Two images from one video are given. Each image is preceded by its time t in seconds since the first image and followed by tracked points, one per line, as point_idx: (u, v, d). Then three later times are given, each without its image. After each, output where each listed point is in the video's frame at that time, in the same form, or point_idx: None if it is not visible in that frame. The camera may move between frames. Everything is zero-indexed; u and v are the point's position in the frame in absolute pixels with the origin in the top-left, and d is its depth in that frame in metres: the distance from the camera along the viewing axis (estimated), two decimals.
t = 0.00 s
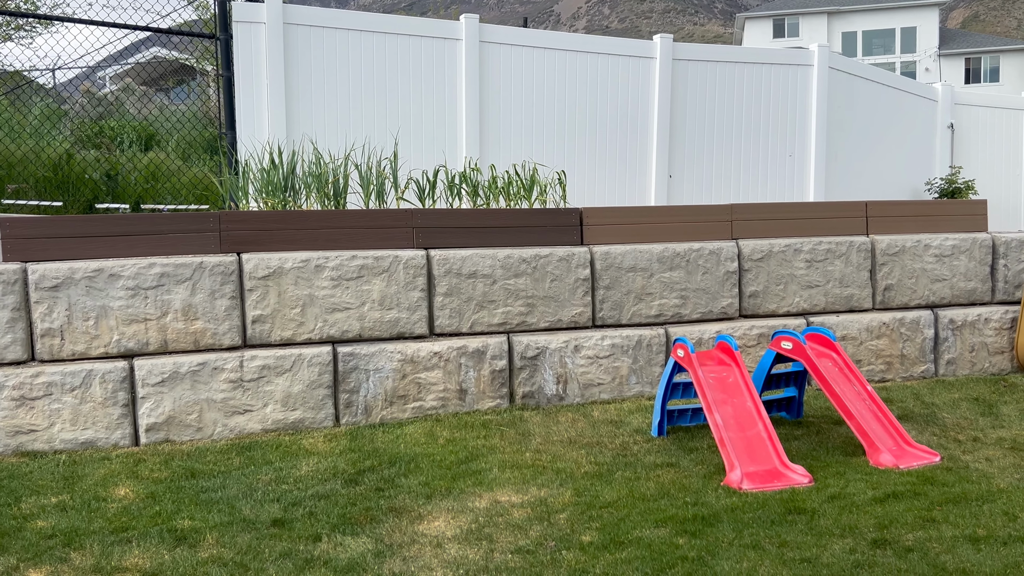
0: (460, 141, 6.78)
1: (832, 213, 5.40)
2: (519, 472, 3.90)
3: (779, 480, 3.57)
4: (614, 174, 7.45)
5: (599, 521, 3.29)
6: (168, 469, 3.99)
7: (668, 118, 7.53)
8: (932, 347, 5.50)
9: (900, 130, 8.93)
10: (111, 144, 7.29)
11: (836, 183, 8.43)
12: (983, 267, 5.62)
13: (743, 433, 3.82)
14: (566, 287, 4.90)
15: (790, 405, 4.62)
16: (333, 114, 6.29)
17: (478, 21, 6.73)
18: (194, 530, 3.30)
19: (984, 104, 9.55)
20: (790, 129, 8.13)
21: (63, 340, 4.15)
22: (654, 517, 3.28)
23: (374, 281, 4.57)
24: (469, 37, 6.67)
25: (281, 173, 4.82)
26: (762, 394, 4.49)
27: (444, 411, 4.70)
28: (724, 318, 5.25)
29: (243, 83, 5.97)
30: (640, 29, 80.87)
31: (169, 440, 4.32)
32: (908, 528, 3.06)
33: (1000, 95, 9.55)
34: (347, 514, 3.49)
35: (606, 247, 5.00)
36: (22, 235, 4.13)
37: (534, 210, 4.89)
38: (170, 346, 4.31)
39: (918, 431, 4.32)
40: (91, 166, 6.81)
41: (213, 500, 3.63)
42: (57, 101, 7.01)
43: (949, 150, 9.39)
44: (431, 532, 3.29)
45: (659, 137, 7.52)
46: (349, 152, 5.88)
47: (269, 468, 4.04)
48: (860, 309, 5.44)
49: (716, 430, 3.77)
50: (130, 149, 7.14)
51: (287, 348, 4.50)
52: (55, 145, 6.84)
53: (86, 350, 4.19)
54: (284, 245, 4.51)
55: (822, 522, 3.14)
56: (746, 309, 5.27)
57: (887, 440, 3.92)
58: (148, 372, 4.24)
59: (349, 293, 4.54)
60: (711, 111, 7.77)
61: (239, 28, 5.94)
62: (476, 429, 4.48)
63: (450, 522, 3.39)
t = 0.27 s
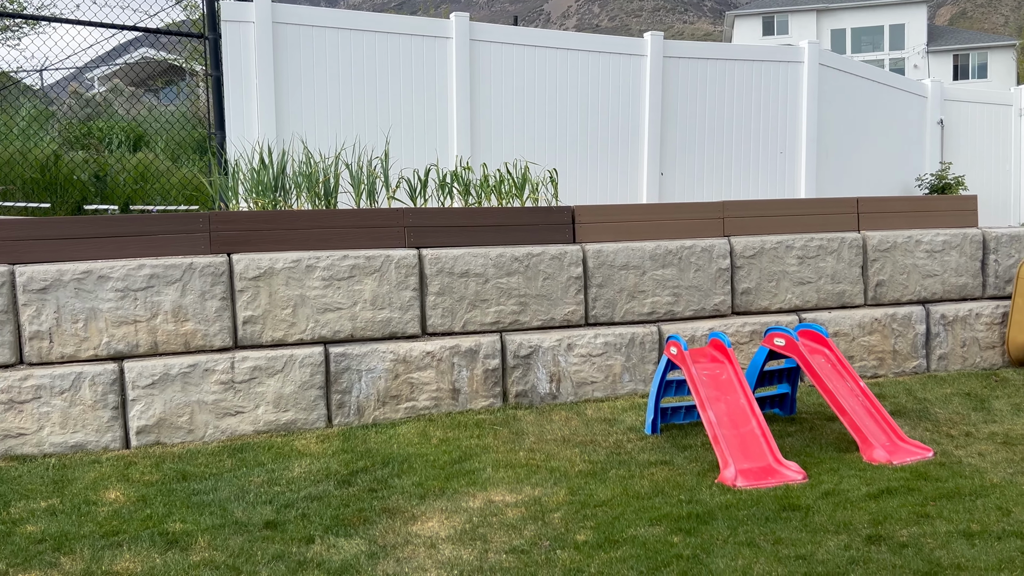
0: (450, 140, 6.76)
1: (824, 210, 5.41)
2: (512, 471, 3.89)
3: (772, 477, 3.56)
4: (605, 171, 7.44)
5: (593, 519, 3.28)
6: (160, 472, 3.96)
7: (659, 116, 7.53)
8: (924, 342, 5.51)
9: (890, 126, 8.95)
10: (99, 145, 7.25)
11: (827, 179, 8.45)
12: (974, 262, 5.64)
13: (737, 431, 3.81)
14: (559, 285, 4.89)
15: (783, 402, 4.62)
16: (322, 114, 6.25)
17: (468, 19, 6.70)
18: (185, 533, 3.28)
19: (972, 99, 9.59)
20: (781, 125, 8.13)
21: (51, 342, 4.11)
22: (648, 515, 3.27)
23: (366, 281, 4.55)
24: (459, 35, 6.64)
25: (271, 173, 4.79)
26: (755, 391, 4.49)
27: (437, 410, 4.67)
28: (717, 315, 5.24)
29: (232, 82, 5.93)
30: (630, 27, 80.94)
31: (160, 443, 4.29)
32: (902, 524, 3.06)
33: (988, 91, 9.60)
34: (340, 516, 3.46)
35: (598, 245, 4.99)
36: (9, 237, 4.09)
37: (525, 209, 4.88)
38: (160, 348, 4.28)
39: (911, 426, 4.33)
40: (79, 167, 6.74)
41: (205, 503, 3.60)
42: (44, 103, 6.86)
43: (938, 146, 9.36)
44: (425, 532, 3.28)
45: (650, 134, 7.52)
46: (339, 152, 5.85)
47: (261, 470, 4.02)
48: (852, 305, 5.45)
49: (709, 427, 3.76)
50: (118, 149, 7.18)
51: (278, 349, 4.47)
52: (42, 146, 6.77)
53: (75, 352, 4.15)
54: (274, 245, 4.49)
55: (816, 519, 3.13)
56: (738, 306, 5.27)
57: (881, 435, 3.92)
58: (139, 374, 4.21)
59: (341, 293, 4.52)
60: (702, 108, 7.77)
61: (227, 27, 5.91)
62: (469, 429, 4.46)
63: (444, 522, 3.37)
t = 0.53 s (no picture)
0: (434, 139, 6.69)
1: (809, 208, 5.39)
2: (497, 475, 3.83)
3: (760, 477, 3.53)
4: (589, 170, 7.39)
5: (578, 523, 3.23)
6: (138, 478, 3.88)
7: (644, 114, 7.50)
8: (911, 340, 5.49)
9: (875, 124, 8.96)
10: (77, 147, 6.89)
11: (813, 177, 8.44)
12: (959, 259, 5.62)
13: (723, 431, 3.77)
14: (544, 285, 4.83)
15: (769, 401, 4.59)
16: (303, 113, 6.17)
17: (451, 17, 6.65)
18: (163, 541, 3.20)
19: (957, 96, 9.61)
20: (765, 123, 8.12)
21: (26, 348, 4.02)
22: (635, 517, 3.22)
23: (348, 282, 4.48)
24: (442, 33, 6.59)
25: (251, 174, 4.70)
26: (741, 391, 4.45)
27: (421, 413, 4.61)
28: (703, 315, 5.20)
29: (211, 82, 5.85)
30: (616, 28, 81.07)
31: (138, 449, 4.20)
32: (891, 524, 3.03)
33: (972, 88, 9.61)
34: (321, 522, 3.40)
35: (584, 245, 4.94)
36: None
37: (509, 209, 4.82)
38: (138, 352, 4.20)
39: (898, 425, 4.31)
40: (54, 168, 6.66)
41: (184, 510, 3.53)
42: (21, 104, 6.59)
43: (924, 143, 9.40)
44: (408, 538, 3.22)
45: (635, 133, 7.48)
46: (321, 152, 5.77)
47: (242, 475, 3.95)
48: (838, 303, 5.43)
49: (696, 427, 3.72)
50: (97, 150, 6.88)
51: (259, 352, 4.40)
52: (16, 148, 6.61)
53: (50, 357, 4.06)
54: (254, 247, 4.41)
55: (804, 519, 3.10)
56: (724, 305, 5.24)
57: (868, 434, 3.90)
58: (116, 379, 4.13)
59: (322, 295, 4.45)
60: (686, 106, 7.75)
61: (206, 26, 5.82)
62: (454, 431, 4.40)
63: (428, 528, 3.31)
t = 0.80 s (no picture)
0: (410, 137, 6.58)
1: (792, 205, 5.33)
2: (476, 480, 3.72)
3: (744, 480, 3.45)
4: (569, 167, 7.30)
5: (559, 529, 3.13)
6: (103, 488, 3.74)
7: (624, 111, 7.42)
8: (895, 338, 5.44)
9: (856, 121, 8.94)
10: (43, 145, 6.84)
11: (795, 175, 8.39)
12: (943, 256, 5.58)
13: (706, 432, 3.69)
14: (524, 285, 4.73)
15: (753, 401, 4.51)
16: (275, 111, 6.04)
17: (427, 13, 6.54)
18: (127, 554, 3.07)
19: (938, 93, 9.60)
20: (746, 121, 8.08)
21: None
22: (616, 523, 3.13)
23: (322, 283, 4.35)
24: (418, 29, 6.48)
25: (221, 173, 4.56)
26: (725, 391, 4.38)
27: (398, 417, 4.49)
28: (686, 314, 5.13)
29: (180, 79, 5.69)
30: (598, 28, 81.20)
31: (105, 457, 4.06)
32: (878, 527, 2.95)
33: (954, 85, 9.61)
34: (292, 532, 3.28)
35: (563, 244, 4.84)
36: None
37: (487, 207, 4.72)
38: (104, 357, 4.05)
39: (883, 424, 4.25)
40: (18, 168, 6.43)
41: (150, 521, 3.39)
42: None
43: (905, 140, 9.37)
44: (382, 547, 3.10)
45: (615, 130, 7.41)
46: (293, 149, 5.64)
47: (212, 483, 3.82)
48: (821, 301, 5.37)
49: (679, 429, 3.64)
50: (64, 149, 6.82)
51: (230, 356, 4.27)
52: None
53: (12, 363, 3.91)
54: (224, 248, 4.29)
55: (789, 523, 3.01)
56: (707, 304, 5.16)
57: (853, 434, 3.84)
58: (81, 386, 3.98)
59: (295, 296, 4.32)
60: (667, 103, 7.68)
61: (175, 22, 5.67)
62: (432, 435, 4.29)
63: (403, 536, 3.20)
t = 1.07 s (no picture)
0: (382, 133, 6.44)
1: (772, 203, 5.24)
2: (448, 488, 3.58)
3: (724, 485, 3.34)
4: (545, 164, 7.19)
5: (532, 540, 3.00)
6: (57, 500, 3.56)
7: (602, 107, 7.32)
8: (876, 337, 5.37)
9: (835, 119, 8.89)
10: None
11: (774, 173, 8.32)
12: (924, 254, 5.51)
13: (686, 436, 3.58)
14: (499, 285, 4.59)
15: (733, 403, 4.41)
16: (241, 106, 5.87)
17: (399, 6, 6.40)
18: (78, 571, 2.90)
19: (918, 90, 9.56)
20: (725, 118, 8.01)
21: None
22: (592, 532, 3.01)
23: (288, 285, 4.20)
24: (389, 23, 6.34)
25: (183, 170, 4.38)
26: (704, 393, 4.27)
27: (369, 423, 4.34)
28: (665, 314, 5.02)
29: (141, 73, 5.50)
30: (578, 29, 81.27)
31: (61, 467, 3.88)
32: (862, 534, 2.85)
33: (933, 82, 9.58)
34: (254, 545, 3.12)
35: (539, 243, 4.72)
36: None
37: (461, 205, 4.58)
38: (59, 363, 3.87)
39: (866, 426, 4.17)
40: None
41: (105, 534, 3.22)
42: None
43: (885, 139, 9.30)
44: (348, 561, 2.95)
45: (593, 126, 7.30)
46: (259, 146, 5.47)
47: (172, 494, 3.65)
48: (802, 300, 5.29)
49: (657, 433, 3.52)
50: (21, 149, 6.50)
51: (192, 361, 4.10)
52: None
53: None
54: (186, 248, 4.13)
55: (771, 531, 2.90)
56: (686, 304, 5.06)
57: (835, 437, 3.74)
58: (35, 393, 3.80)
59: (260, 298, 4.16)
60: (645, 99, 7.59)
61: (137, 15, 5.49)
62: (404, 441, 4.14)
63: (370, 549, 3.05)
